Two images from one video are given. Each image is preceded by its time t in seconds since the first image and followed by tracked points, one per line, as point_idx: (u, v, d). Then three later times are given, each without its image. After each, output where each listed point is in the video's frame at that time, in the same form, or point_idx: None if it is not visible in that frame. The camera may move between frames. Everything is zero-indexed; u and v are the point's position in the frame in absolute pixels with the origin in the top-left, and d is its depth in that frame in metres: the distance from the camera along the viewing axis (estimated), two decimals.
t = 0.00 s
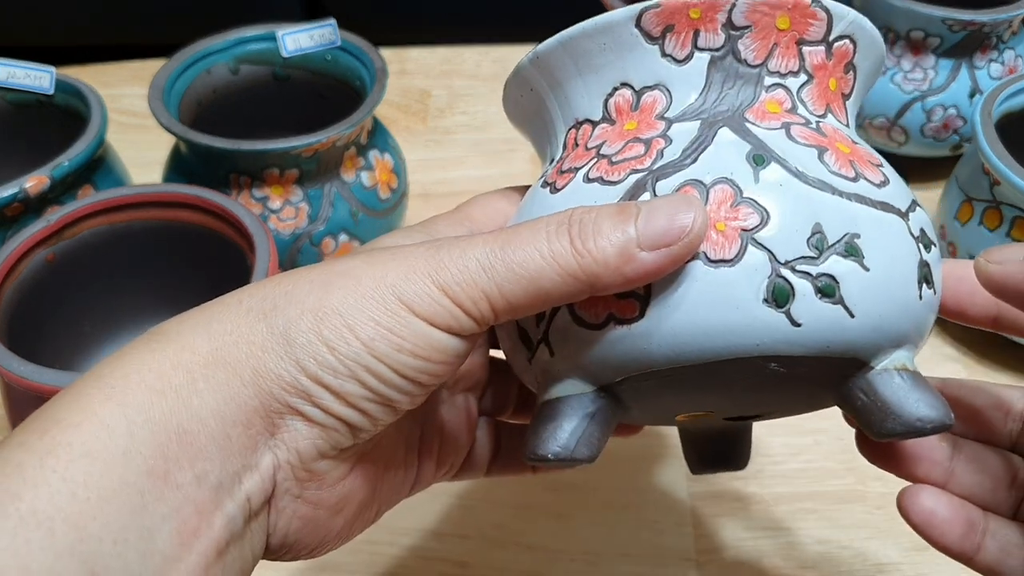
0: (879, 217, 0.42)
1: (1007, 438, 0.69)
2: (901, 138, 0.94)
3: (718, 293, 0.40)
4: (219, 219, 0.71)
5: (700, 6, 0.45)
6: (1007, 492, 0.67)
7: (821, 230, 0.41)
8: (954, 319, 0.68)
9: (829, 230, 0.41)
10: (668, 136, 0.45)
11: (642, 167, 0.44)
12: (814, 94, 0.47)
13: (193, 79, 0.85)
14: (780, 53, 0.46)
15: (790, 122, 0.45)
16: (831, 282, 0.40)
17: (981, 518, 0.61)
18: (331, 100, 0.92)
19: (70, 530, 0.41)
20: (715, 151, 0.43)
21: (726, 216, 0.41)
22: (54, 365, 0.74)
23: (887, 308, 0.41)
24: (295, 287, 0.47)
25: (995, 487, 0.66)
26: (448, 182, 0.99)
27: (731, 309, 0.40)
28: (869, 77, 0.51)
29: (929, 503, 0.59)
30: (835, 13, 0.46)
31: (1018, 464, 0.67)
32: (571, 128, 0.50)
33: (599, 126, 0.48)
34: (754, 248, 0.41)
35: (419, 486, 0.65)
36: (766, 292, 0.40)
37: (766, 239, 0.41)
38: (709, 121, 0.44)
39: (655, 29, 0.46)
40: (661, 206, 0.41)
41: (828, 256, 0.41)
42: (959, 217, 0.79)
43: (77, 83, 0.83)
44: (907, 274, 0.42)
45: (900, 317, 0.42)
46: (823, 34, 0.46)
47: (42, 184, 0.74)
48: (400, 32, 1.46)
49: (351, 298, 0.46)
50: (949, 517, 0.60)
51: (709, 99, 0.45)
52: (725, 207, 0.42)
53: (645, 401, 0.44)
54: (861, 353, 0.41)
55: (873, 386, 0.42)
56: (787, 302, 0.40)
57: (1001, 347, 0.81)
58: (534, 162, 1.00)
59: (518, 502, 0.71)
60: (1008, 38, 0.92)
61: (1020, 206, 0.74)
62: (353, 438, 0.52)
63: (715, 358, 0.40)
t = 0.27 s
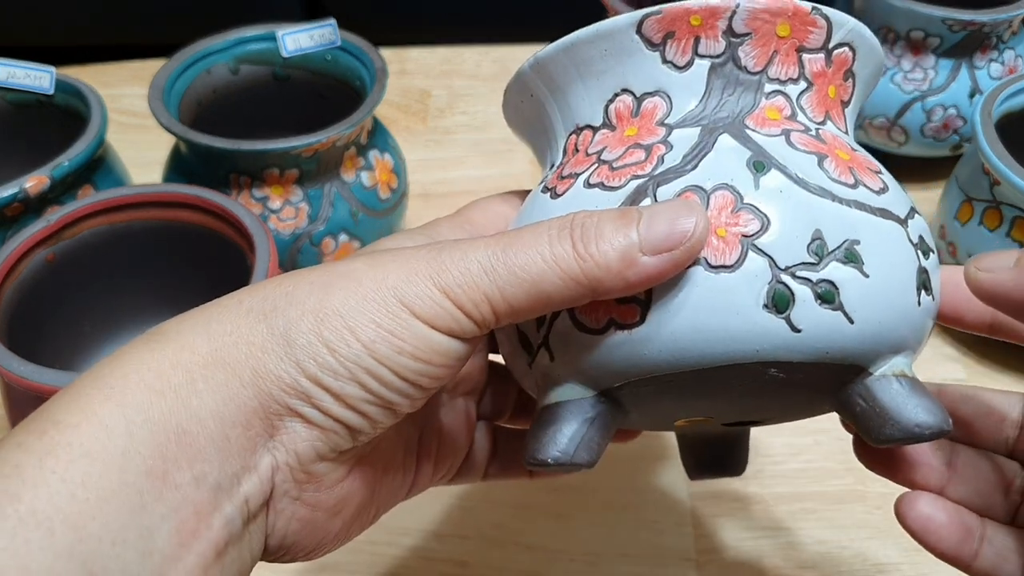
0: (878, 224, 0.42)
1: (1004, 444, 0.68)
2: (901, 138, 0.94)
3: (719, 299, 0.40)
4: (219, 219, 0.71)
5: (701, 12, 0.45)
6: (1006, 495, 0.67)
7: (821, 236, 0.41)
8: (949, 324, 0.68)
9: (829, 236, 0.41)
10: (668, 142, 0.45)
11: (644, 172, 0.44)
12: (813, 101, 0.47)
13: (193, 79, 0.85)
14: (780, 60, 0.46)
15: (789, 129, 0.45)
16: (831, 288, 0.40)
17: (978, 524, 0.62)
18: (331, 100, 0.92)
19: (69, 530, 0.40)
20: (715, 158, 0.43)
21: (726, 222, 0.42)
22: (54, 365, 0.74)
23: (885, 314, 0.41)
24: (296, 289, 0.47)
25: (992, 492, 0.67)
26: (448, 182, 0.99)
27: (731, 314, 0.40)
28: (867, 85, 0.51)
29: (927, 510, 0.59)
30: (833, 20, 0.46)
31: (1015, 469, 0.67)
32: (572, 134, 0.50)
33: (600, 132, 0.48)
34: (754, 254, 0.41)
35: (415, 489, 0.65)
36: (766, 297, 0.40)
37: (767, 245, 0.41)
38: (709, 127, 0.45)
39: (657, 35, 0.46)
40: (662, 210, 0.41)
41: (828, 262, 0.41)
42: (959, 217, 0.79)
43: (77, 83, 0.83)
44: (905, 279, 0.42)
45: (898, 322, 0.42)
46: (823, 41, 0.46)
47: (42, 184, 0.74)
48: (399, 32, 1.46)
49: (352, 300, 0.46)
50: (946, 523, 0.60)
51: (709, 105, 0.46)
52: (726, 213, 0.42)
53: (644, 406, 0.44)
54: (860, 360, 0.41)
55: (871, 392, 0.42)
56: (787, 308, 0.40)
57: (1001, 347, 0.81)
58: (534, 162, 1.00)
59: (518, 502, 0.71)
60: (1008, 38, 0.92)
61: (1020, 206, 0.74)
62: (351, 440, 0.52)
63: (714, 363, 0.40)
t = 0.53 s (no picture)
0: (877, 222, 0.42)
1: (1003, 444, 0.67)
2: (901, 138, 0.94)
3: (720, 295, 0.40)
4: (219, 219, 0.71)
5: (703, 11, 0.45)
6: (1004, 496, 0.66)
7: (822, 233, 0.41)
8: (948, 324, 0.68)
9: (829, 233, 0.41)
10: (670, 139, 0.45)
11: (645, 170, 0.44)
12: (814, 101, 0.47)
13: (193, 78, 0.85)
14: (781, 60, 0.46)
15: (790, 128, 0.45)
16: (831, 285, 0.40)
17: (976, 524, 0.62)
18: (331, 100, 0.92)
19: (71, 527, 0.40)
20: (716, 155, 0.43)
21: (728, 219, 0.42)
22: (54, 364, 0.74)
23: (885, 311, 0.41)
24: (299, 285, 0.47)
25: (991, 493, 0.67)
26: (448, 182, 0.99)
27: (732, 311, 0.40)
28: (867, 86, 0.51)
29: (924, 510, 0.60)
30: (834, 20, 0.46)
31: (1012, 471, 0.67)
32: (573, 133, 0.50)
33: (601, 130, 0.48)
34: (755, 250, 0.41)
35: (415, 487, 0.65)
36: (766, 294, 0.40)
37: (767, 241, 0.41)
38: (710, 125, 0.45)
39: (658, 34, 0.46)
40: (664, 205, 0.41)
41: (828, 259, 0.41)
42: (958, 217, 0.79)
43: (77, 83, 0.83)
44: (904, 276, 0.42)
45: (897, 320, 0.42)
46: (824, 41, 0.46)
47: (42, 184, 0.74)
48: (399, 32, 1.46)
49: (355, 296, 0.46)
50: (944, 522, 0.60)
51: (710, 104, 0.46)
52: (727, 210, 0.42)
53: (644, 403, 0.44)
54: (859, 357, 0.41)
55: (869, 390, 0.42)
56: (788, 304, 0.40)
57: (1001, 347, 0.81)
58: (534, 162, 1.00)
59: (518, 502, 0.71)
60: (1008, 38, 0.92)
61: (1020, 206, 0.74)
62: (352, 436, 0.52)
63: (715, 359, 0.40)
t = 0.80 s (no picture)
0: (881, 222, 0.42)
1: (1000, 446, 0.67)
2: (901, 138, 0.94)
3: (728, 295, 0.40)
4: (219, 219, 0.71)
5: (709, 13, 0.45)
6: (1003, 497, 0.67)
7: (827, 233, 0.41)
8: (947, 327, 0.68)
9: (835, 234, 0.41)
10: (676, 140, 0.45)
11: (652, 169, 0.44)
12: (816, 104, 0.47)
13: (193, 78, 0.85)
14: (785, 62, 0.46)
15: (795, 130, 0.45)
16: (837, 285, 0.40)
17: (975, 525, 0.62)
18: (331, 100, 0.92)
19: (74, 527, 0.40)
20: (722, 155, 0.43)
21: (735, 218, 0.42)
22: (54, 365, 0.74)
23: (890, 311, 0.41)
24: (309, 290, 0.47)
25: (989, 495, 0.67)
26: (448, 182, 0.99)
27: (740, 310, 0.40)
28: (867, 92, 0.51)
29: (922, 512, 0.60)
30: (838, 24, 0.46)
31: (1011, 472, 0.67)
32: (577, 132, 0.50)
33: (606, 130, 0.48)
34: (762, 250, 0.41)
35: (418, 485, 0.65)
36: (773, 293, 0.40)
37: (775, 241, 0.41)
38: (716, 126, 0.45)
39: (664, 35, 0.46)
40: (674, 207, 0.41)
41: (834, 259, 0.41)
42: (959, 217, 0.79)
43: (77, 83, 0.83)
44: (908, 278, 0.42)
45: (901, 322, 0.42)
46: (827, 44, 0.47)
47: (42, 184, 0.74)
48: (400, 32, 1.46)
49: (366, 303, 0.46)
50: (943, 524, 0.60)
51: (715, 106, 0.46)
52: (735, 209, 0.42)
53: (647, 403, 0.43)
54: (862, 358, 0.41)
55: (873, 390, 0.42)
56: (795, 304, 0.40)
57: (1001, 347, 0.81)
58: (534, 162, 1.00)
59: (519, 502, 0.71)
60: (1008, 38, 0.92)
61: (1020, 206, 0.74)
62: (361, 442, 0.52)
63: (721, 360, 0.40)
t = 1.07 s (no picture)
0: (914, 258, 0.43)
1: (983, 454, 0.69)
2: (901, 138, 0.94)
3: (772, 325, 0.41)
4: (218, 219, 0.71)
5: (763, 24, 0.44)
6: (987, 501, 0.66)
7: (867, 267, 0.42)
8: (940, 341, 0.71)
9: (873, 268, 0.42)
10: (720, 153, 0.44)
11: (698, 184, 0.43)
12: (850, 125, 0.47)
13: (193, 78, 0.85)
14: (827, 81, 0.46)
15: (834, 153, 0.45)
16: (871, 319, 0.41)
17: (963, 531, 0.62)
18: (331, 100, 0.92)
19: (79, 528, 0.40)
20: (767, 177, 0.43)
21: (782, 245, 0.42)
22: (54, 364, 0.74)
23: (910, 345, 0.42)
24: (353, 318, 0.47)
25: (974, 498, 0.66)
26: (448, 182, 0.99)
27: (780, 342, 0.40)
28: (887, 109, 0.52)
29: (910, 519, 0.59)
30: (883, 48, 0.46)
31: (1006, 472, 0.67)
32: (606, 129, 0.49)
33: (642, 131, 0.47)
34: (805, 279, 0.41)
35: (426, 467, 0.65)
36: (812, 324, 0.41)
37: (817, 271, 0.41)
38: (759, 143, 0.45)
39: (714, 42, 0.45)
40: (717, 230, 0.41)
41: (871, 292, 0.42)
42: (959, 217, 0.79)
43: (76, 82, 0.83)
44: (930, 315, 0.44)
45: (918, 353, 0.43)
46: (869, 66, 0.46)
47: (42, 184, 0.74)
48: (399, 32, 1.46)
49: (413, 337, 0.47)
50: (930, 531, 0.59)
51: (757, 120, 0.45)
52: (782, 235, 0.42)
53: (661, 411, 0.44)
54: (876, 386, 0.42)
55: (879, 415, 0.43)
56: (830, 335, 0.41)
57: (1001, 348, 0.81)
58: (534, 162, 1.00)
59: (519, 502, 0.71)
60: (1008, 37, 0.92)
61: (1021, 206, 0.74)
62: (387, 469, 0.54)
63: (755, 384, 0.41)
